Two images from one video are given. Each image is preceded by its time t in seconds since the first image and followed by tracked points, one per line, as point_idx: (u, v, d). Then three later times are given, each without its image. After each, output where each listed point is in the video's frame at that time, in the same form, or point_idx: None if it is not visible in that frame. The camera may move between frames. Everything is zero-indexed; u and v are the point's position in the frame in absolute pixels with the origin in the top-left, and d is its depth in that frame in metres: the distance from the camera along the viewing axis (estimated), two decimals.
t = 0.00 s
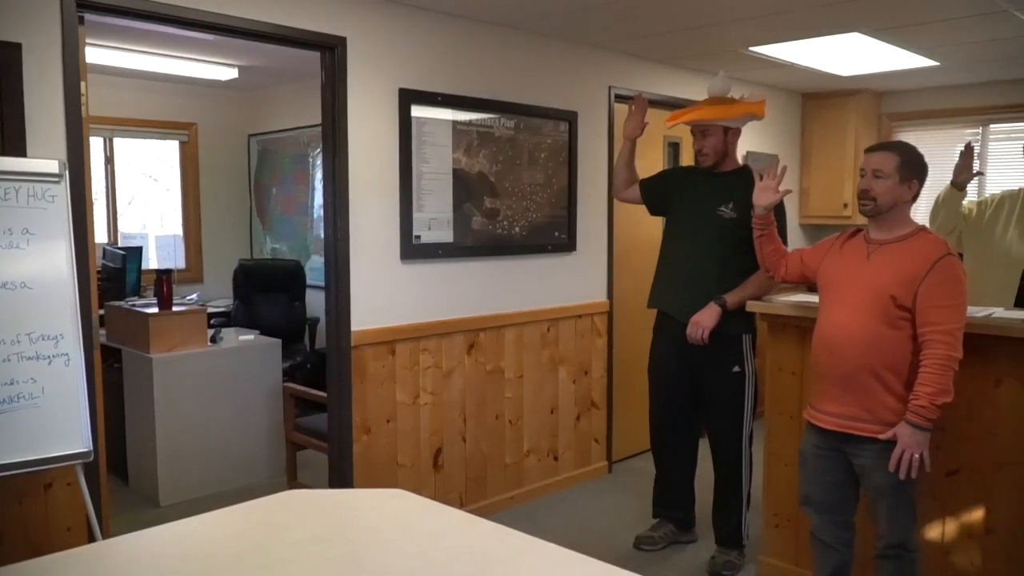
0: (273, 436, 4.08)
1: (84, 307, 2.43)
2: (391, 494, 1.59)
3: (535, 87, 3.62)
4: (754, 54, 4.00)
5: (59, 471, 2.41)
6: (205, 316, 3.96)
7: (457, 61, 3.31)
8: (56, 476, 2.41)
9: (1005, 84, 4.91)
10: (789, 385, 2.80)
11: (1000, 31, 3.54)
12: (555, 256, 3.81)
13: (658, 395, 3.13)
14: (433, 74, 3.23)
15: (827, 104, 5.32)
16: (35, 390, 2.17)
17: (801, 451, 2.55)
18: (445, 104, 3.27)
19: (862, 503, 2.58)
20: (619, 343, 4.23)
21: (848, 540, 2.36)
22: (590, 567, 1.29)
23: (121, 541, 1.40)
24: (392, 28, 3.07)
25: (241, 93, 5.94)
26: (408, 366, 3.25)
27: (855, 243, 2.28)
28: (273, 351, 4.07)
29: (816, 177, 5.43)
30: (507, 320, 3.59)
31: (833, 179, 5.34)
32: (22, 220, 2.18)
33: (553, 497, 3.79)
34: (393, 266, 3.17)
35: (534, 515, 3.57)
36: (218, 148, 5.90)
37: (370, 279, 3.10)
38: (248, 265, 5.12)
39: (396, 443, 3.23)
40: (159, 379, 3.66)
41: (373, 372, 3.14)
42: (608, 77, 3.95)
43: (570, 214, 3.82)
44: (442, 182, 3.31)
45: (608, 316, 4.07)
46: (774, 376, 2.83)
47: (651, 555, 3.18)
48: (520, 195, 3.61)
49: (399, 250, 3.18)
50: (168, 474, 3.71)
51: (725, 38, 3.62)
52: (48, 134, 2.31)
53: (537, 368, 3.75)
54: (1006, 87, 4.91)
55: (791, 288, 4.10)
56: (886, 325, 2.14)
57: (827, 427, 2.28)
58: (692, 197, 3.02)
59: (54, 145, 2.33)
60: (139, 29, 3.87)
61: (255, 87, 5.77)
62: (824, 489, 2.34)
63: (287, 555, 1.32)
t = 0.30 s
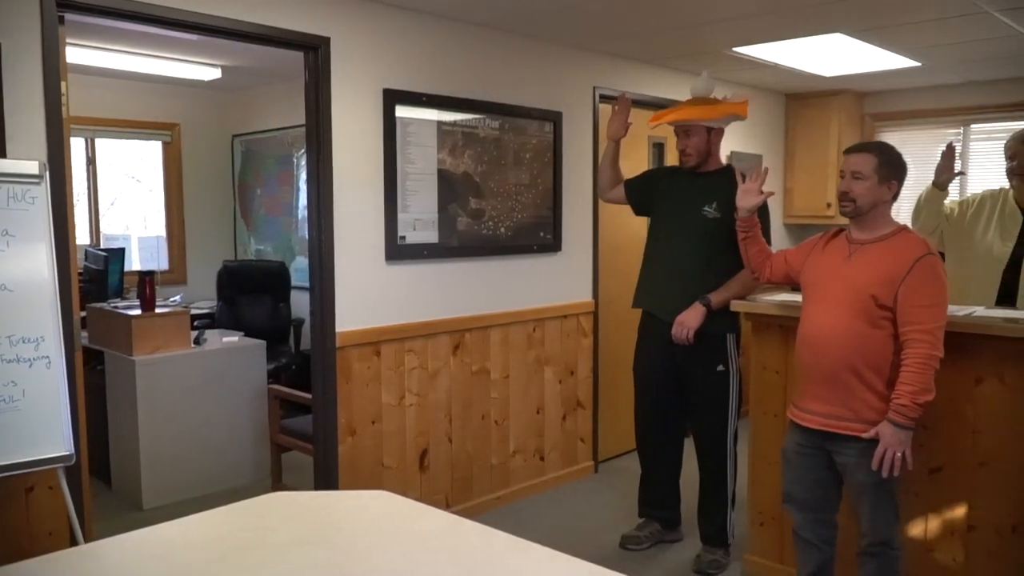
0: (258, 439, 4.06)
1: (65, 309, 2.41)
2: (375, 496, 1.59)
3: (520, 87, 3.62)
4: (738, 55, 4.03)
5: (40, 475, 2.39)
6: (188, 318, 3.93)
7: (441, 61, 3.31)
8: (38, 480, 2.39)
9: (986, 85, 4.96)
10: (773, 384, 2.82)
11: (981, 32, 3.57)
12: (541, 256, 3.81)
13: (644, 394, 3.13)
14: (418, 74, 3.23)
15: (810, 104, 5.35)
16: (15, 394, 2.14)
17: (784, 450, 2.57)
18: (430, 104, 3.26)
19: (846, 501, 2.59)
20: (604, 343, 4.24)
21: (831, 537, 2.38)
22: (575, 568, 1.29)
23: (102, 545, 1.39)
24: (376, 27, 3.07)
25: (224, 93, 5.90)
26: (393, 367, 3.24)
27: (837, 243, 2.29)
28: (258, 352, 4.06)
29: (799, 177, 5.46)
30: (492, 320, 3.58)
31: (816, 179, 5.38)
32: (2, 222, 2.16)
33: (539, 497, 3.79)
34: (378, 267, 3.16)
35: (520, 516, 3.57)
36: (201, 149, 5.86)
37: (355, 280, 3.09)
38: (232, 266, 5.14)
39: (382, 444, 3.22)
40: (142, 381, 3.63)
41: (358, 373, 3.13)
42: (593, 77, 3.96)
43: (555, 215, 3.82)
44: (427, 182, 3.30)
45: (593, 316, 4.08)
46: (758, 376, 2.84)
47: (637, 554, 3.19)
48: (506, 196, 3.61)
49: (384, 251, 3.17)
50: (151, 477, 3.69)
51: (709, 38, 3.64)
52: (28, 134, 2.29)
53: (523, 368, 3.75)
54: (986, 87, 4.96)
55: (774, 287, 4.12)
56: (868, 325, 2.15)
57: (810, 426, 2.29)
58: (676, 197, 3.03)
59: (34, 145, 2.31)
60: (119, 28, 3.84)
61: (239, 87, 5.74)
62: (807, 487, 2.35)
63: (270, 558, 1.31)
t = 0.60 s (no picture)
0: (243, 440, 4.04)
1: (47, 311, 2.39)
2: (361, 497, 1.58)
3: (505, 87, 3.63)
4: (722, 54, 4.05)
5: (23, 478, 2.37)
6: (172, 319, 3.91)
7: (426, 60, 3.30)
8: (21, 483, 2.37)
9: (967, 84, 5.01)
10: (759, 382, 2.83)
11: (962, 32, 3.61)
12: (526, 255, 3.81)
13: (629, 393, 3.14)
14: (402, 73, 3.22)
15: (794, 104, 5.39)
16: None
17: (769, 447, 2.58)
18: (415, 104, 3.26)
19: (830, 498, 2.61)
20: (590, 342, 4.25)
21: (816, 534, 2.39)
22: (561, 566, 1.29)
23: (84, 546, 1.38)
24: (359, 27, 3.06)
25: (208, 93, 5.87)
26: (379, 367, 3.24)
27: (819, 240, 2.30)
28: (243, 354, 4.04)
29: (784, 176, 5.49)
30: (478, 320, 3.58)
31: (800, 179, 5.40)
32: None
33: (526, 497, 3.79)
34: (364, 266, 3.15)
35: (507, 515, 3.57)
36: (185, 149, 5.82)
37: (341, 280, 3.08)
38: (216, 267, 5.12)
39: (368, 444, 3.22)
40: (126, 383, 3.61)
41: (344, 374, 3.12)
42: (578, 77, 3.97)
43: (540, 214, 3.83)
44: (412, 182, 3.30)
45: (579, 315, 4.08)
46: (744, 373, 2.86)
47: (624, 552, 3.20)
48: (491, 195, 3.61)
49: (369, 251, 3.16)
50: (135, 480, 3.66)
51: (693, 38, 3.66)
52: (9, 135, 2.27)
53: (509, 367, 3.76)
54: (967, 87, 5.01)
55: (759, 286, 4.13)
56: (849, 322, 2.17)
57: (794, 423, 2.31)
58: (661, 195, 3.04)
59: (15, 146, 2.28)
60: (101, 28, 3.81)
61: (223, 87, 5.71)
62: (792, 484, 2.37)
63: (255, 560, 1.30)
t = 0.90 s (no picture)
0: (230, 441, 4.02)
1: (30, 311, 2.36)
2: (346, 497, 1.58)
3: (492, 86, 3.63)
4: (708, 53, 4.06)
5: (8, 480, 2.35)
6: (158, 320, 3.89)
7: (413, 59, 3.30)
8: (5, 486, 2.35)
9: (950, 83, 5.05)
10: (745, 379, 2.84)
11: (944, 31, 3.63)
12: (514, 254, 3.81)
13: (617, 392, 3.15)
14: (388, 72, 3.21)
15: (779, 103, 5.41)
16: None
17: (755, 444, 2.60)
18: (402, 103, 3.25)
19: (816, 494, 2.63)
20: (577, 341, 4.25)
21: (802, 530, 2.41)
22: (544, 565, 1.29)
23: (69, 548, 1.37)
24: (344, 26, 3.05)
25: (193, 92, 5.83)
26: (366, 367, 3.23)
27: (805, 238, 2.32)
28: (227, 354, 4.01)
29: (770, 175, 5.51)
30: (466, 319, 3.58)
31: (786, 178, 5.43)
32: None
33: (514, 496, 3.80)
34: (351, 266, 3.15)
35: (496, 514, 3.58)
36: (170, 148, 5.79)
37: (328, 280, 3.07)
38: (203, 267, 5.09)
39: (356, 445, 3.21)
40: (111, 384, 3.58)
41: (331, 374, 3.11)
42: (564, 76, 3.97)
43: (527, 213, 3.83)
44: (399, 182, 3.29)
45: (567, 314, 4.09)
46: (730, 371, 2.87)
47: (612, 550, 3.21)
48: (478, 194, 3.61)
49: (356, 251, 3.16)
50: (121, 482, 3.64)
51: (679, 37, 3.67)
52: None
53: (497, 366, 3.76)
54: (951, 85, 5.05)
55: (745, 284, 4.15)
56: (835, 319, 2.18)
57: (780, 420, 2.32)
58: (647, 194, 3.05)
59: None
60: (84, 26, 3.78)
61: (207, 86, 5.67)
62: (779, 481, 2.38)
63: (240, 561, 1.30)
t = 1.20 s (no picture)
0: (216, 441, 4.00)
1: (12, 309, 2.34)
2: (332, 496, 1.57)
3: (479, 85, 3.62)
4: (694, 53, 4.07)
5: None
6: (142, 319, 3.86)
7: (400, 57, 3.29)
8: None
9: (934, 84, 5.09)
10: (732, 377, 2.85)
11: (929, 32, 3.66)
12: (501, 253, 3.81)
13: (603, 390, 3.16)
14: (374, 69, 3.20)
15: (765, 103, 5.44)
16: None
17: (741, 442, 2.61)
18: (389, 101, 3.24)
19: (801, 491, 2.64)
20: (564, 339, 4.25)
21: (787, 527, 2.42)
22: (531, 563, 1.29)
23: (52, 548, 1.36)
24: (330, 24, 3.03)
25: (177, 89, 5.79)
26: (352, 366, 3.22)
27: (788, 238, 2.33)
28: (210, 354, 3.97)
29: (756, 174, 5.54)
30: (453, 317, 3.58)
31: (772, 177, 5.46)
32: None
33: (501, 495, 3.79)
34: (337, 264, 3.13)
35: (483, 513, 3.58)
36: (154, 146, 5.75)
37: (314, 279, 3.06)
38: (188, 266, 5.06)
39: (342, 444, 3.20)
40: (95, 384, 3.55)
41: (317, 372, 3.10)
42: (551, 75, 3.97)
43: (515, 212, 3.83)
44: (385, 180, 3.29)
45: (554, 313, 4.09)
46: (717, 369, 2.88)
47: (598, 549, 3.21)
48: (465, 193, 3.60)
49: (342, 250, 3.14)
50: (105, 482, 3.60)
51: (666, 37, 3.67)
52: None
53: (483, 365, 3.75)
54: (934, 86, 5.09)
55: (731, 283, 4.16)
56: (822, 318, 2.20)
57: (769, 419, 2.32)
58: (633, 193, 3.06)
59: None
60: (67, 22, 3.74)
61: (192, 83, 5.64)
62: (764, 478, 2.40)
63: (225, 561, 1.29)
